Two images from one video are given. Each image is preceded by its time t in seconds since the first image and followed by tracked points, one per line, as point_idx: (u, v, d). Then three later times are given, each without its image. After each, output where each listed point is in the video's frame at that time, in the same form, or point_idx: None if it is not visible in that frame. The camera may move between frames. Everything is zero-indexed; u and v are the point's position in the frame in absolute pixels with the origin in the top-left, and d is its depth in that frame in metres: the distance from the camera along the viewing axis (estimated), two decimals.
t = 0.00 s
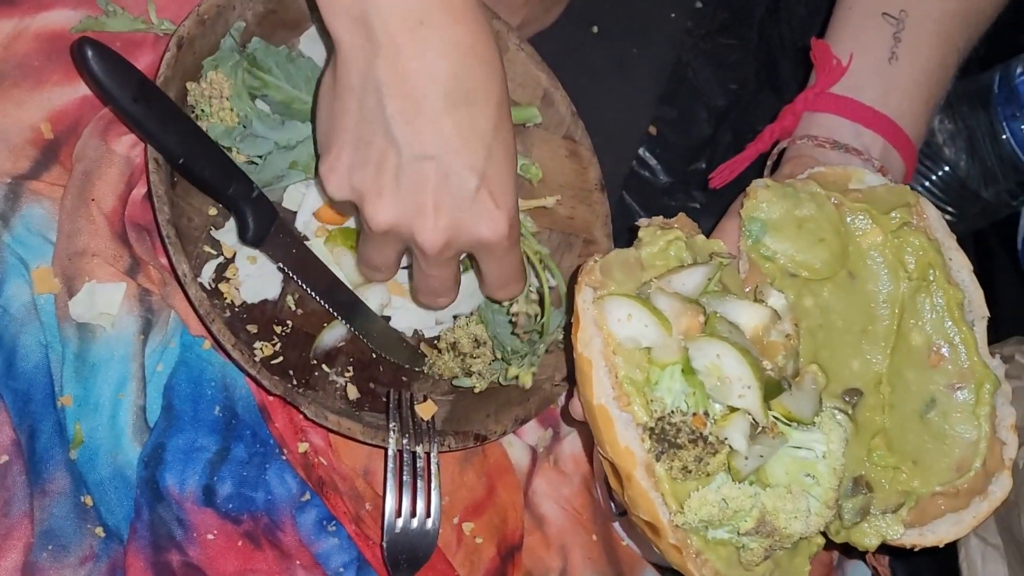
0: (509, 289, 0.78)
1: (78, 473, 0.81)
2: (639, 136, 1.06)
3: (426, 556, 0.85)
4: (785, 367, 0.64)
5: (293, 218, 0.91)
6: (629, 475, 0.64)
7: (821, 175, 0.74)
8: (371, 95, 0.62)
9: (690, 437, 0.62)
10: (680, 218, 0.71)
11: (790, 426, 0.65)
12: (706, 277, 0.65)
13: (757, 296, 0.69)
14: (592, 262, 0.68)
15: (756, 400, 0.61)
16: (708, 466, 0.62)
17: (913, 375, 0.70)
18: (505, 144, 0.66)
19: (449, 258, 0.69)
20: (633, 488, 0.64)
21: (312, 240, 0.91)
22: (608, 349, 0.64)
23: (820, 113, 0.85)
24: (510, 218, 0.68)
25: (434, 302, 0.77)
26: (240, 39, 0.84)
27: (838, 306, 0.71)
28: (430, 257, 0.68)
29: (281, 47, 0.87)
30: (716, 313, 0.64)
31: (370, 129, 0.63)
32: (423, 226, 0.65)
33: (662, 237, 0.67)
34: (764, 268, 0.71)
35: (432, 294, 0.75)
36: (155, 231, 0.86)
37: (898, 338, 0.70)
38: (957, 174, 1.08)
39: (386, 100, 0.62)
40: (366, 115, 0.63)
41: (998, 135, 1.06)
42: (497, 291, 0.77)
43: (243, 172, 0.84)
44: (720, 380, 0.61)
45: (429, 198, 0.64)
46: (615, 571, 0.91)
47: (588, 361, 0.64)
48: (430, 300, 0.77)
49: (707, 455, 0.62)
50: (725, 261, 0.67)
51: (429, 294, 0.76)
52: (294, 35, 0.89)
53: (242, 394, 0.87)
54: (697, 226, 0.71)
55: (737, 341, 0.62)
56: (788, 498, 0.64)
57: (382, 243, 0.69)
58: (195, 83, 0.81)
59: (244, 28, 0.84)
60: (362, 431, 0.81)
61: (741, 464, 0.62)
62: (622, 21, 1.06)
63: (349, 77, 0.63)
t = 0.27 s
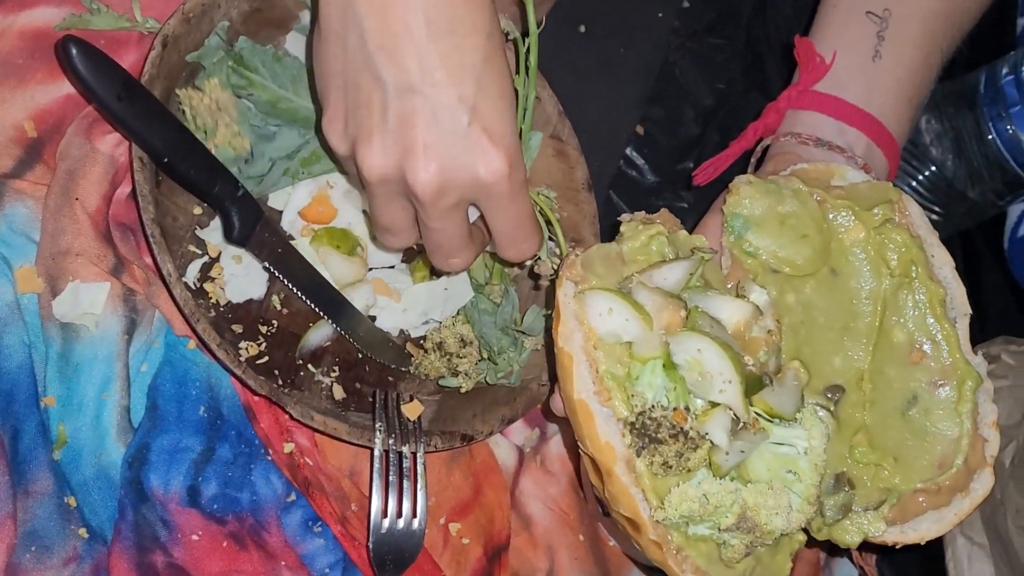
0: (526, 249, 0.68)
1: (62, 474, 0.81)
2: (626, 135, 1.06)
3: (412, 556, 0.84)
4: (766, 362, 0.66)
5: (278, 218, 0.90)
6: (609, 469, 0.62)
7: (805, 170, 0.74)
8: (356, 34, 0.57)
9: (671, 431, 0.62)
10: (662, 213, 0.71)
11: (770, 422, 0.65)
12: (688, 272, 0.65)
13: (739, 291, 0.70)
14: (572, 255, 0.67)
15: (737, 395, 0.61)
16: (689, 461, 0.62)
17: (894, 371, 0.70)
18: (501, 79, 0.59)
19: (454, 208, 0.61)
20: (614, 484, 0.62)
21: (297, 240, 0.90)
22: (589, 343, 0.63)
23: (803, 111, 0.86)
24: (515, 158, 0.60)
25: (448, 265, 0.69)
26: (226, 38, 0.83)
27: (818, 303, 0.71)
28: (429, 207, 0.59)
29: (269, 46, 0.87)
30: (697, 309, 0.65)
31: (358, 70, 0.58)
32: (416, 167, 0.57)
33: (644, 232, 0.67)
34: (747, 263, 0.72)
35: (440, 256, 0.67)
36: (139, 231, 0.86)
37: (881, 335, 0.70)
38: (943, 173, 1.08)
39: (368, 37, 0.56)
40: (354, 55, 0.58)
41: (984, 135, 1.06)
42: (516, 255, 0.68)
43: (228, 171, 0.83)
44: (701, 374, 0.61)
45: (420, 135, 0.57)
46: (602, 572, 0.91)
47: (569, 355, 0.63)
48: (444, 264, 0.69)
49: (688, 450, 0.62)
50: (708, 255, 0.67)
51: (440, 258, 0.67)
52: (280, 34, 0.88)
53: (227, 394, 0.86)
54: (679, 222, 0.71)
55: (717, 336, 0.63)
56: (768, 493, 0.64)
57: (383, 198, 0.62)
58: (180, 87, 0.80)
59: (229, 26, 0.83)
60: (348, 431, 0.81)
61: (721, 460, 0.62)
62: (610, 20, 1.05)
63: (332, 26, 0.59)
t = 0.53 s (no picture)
0: (445, 275, 0.67)
1: (43, 472, 0.81)
2: (609, 134, 1.06)
3: (395, 555, 0.84)
4: (753, 368, 0.65)
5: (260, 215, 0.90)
6: (600, 477, 0.63)
7: (789, 174, 0.74)
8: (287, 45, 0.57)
9: (660, 439, 0.61)
10: (649, 220, 0.71)
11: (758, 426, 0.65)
12: (675, 279, 0.64)
13: (726, 298, 0.70)
14: (560, 265, 0.67)
15: (725, 401, 0.61)
16: (678, 468, 0.61)
17: (879, 373, 0.71)
18: (423, 100, 0.57)
19: (368, 226, 0.61)
20: (604, 491, 0.63)
21: (280, 238, 0.90)
22: (578, 352, 0.63)
23: (788, 114, 0.87)
24: (425, 185, 0.58)
25: (377, 281, 0.69)
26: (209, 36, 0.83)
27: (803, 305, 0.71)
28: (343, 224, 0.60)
29: (251, 44, 0.86)
30: (684, 316, 0.64)
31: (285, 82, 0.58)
32: (320, 184, 0.57)
33: (631, 240, 0.67)
34: (733, 270, 0.71)
35: (365, 270, 0.67)
36: (122, 229, 0.85)
37: (866, 338, 0.71)
38: (925, 173, 1.09)
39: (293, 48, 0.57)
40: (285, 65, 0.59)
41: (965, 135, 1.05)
42: (440, 278, 0.67)
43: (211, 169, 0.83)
44: (689, 381, 0.61)
45: (325, 152, 0.56)
46: (584, 570, 0.91)
47: (557, 364, 0.63)
48: (373, 279, 0.69)
49: (677, 457, 0.61)
50: (693, 263, 0.67)
51: (369, 271, 0.68)
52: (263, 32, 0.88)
53: (209, 393, 0.86)
54: (664, 229, 0.71)
55: (704, 343, 0.63)
56: (756, 498, 0.64)
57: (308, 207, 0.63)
58: (162, 86, 0.80)
59: (211, 24, 0.82)
60: (331, 429, 0.81)
61: (710, 466, 0.62)
62: (592, 18, 1.06)
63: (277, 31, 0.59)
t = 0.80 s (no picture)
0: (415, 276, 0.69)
1: (24, 475, 0.80)
2: (593, 135, 1.06)
3: (378, 557, 0.84)
4: (737, 380, 0.66)
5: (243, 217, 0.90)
6: (584, 490, 0.63)
7: (773, 185, 0.76)
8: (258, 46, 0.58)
9: (644, 452, 0.62)
10: (633, 232, 0.71)
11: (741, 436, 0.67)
12: (658, 293, 0.65)
13: (710, 308, 0.71)
14: (545, 280, 0.67)
15: (707, 415, 0.62)
16: (663, 481, 0.62)
17: (863, 382, 0.73)
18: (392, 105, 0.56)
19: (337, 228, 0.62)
20: (589, 503, 0.63)
21: (261, 239, 0.90)
22: (562, 366, 0.64)
23: (772, 123, 0.88)
24: (391, 191, 0.58)
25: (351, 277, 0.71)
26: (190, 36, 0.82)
27: (785, 312, 0.73)
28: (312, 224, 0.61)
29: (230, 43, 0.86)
30: (667, 329, 0.65)
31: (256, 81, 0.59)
32: (288, 186, 0.58)
33: (615, 254, 0.67)
34: (717, 280, 0.73)
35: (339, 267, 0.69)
36: (103, 230, 0.85)
37: (848, 348, 0.73)
38: (908, 175, 1.09)
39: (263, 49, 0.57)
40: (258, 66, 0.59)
41: (948, 137, 1.06)
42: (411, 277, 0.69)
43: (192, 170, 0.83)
44: (672, 395, 0.61)
45: (293, 155, 0.57)
46: (568, 572, 0.91)
47: (542, 378, 0.64)
48: (349, 275, 0.70)
49: (661, 470, 0.62)
50: (677, 275, 0.68)
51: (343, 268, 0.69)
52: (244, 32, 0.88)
53: (191, 395, 0.86)
54: (649, 240, 0.72)
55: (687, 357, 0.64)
56: (742, 509, 0.66)
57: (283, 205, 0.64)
58: (143, 87, 0.80)
59: (193, 25, 0.82)
60: (313, 431, 0.81)
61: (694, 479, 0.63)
62: (574, 19, 1.06)
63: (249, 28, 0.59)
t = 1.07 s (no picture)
0: (402, 233, 0.63)
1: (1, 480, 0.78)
2: (583, 131, 1.04)
3: (364, 562, 0.82)
4: (716, 375, 0.65)
5: (224, 214, 0.88)
6: (561, 486, 0.62)
7: (756, 180, 0.74)
8: None
9: (621, 447, 0.61)
10: (614, 226, 0.70)
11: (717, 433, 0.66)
12: (637, 288, 0.64)
13: (690, 305, 0.70)
14: (522, 273, 0.66)
15: (686, 410, 0.61)
16: (640, 476, 0.61)
17: (847, 379, 0.71)
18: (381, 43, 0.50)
19: (315, 176, 0.56)
20: (566, 500, 0.62)
21: (244, 238, 0.88)
22: (539, 360, 0.62)
23: (759, 117, 0.88)
24: (378, 131, 0.53)
25: (333, 235, 0.65)
26: (170, 30, 0.80)
27: (769, 310, 0.71)
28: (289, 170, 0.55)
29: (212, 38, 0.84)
30: (646, 324, 0.64)
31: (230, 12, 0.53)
32: (264, 124, 0.52)
33: (593, 248, 0.66)
34: (699, 276, 0.71)
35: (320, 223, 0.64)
36: (81, 229, 0.83)
37: (832, 344, 0.71)
38: (906, 172, 1.06)
39: None
40: None
41: (946, 133, 1.04)
42: (395, 235, 0.63)
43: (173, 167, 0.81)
44: (650, 390, 0.61)
45: (270, 89, 0.51)
46: None
47: (519, 373, 0.62)
48: (328, 233, 0.65)
49: (638, 466, 0.61)
50: (657, 271, 0.66)
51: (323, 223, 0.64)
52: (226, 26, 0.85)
53: (172, 397, 0.84)
54: (630, 236, 0.70)
55: (665, 352, 0.62)
56: (719, 506, 0.64)
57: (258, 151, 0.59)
58: (123, 82, 0.78)
59: (173, 18, 0.80)
60: (298, 434, 0.79)
61: (672, 475, 0.62)
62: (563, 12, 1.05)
63: None
